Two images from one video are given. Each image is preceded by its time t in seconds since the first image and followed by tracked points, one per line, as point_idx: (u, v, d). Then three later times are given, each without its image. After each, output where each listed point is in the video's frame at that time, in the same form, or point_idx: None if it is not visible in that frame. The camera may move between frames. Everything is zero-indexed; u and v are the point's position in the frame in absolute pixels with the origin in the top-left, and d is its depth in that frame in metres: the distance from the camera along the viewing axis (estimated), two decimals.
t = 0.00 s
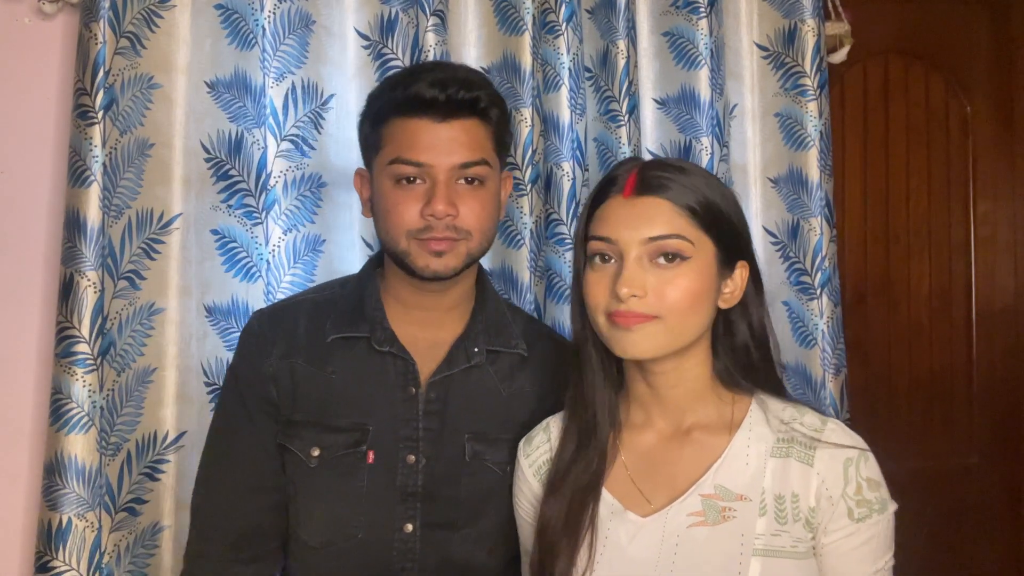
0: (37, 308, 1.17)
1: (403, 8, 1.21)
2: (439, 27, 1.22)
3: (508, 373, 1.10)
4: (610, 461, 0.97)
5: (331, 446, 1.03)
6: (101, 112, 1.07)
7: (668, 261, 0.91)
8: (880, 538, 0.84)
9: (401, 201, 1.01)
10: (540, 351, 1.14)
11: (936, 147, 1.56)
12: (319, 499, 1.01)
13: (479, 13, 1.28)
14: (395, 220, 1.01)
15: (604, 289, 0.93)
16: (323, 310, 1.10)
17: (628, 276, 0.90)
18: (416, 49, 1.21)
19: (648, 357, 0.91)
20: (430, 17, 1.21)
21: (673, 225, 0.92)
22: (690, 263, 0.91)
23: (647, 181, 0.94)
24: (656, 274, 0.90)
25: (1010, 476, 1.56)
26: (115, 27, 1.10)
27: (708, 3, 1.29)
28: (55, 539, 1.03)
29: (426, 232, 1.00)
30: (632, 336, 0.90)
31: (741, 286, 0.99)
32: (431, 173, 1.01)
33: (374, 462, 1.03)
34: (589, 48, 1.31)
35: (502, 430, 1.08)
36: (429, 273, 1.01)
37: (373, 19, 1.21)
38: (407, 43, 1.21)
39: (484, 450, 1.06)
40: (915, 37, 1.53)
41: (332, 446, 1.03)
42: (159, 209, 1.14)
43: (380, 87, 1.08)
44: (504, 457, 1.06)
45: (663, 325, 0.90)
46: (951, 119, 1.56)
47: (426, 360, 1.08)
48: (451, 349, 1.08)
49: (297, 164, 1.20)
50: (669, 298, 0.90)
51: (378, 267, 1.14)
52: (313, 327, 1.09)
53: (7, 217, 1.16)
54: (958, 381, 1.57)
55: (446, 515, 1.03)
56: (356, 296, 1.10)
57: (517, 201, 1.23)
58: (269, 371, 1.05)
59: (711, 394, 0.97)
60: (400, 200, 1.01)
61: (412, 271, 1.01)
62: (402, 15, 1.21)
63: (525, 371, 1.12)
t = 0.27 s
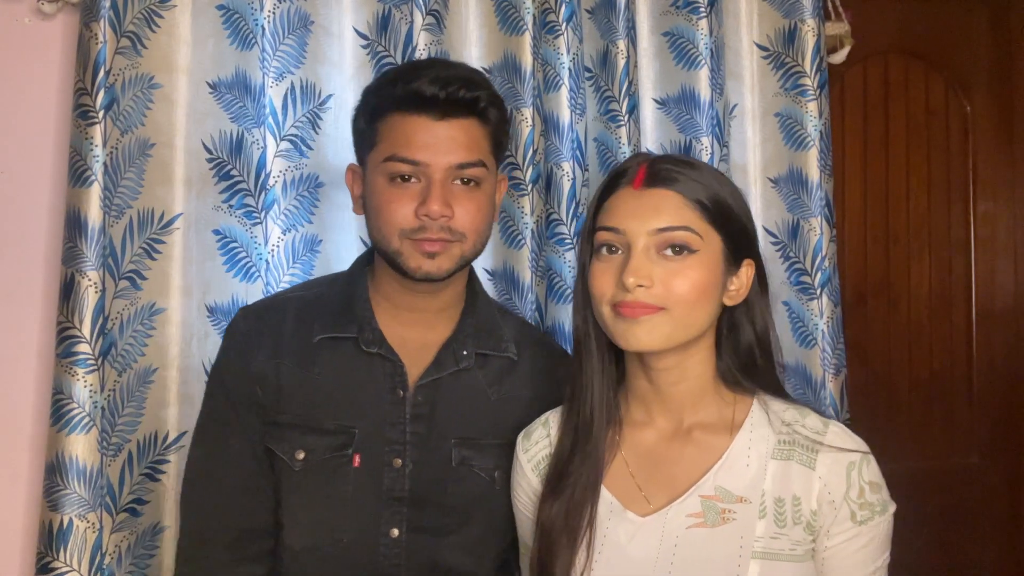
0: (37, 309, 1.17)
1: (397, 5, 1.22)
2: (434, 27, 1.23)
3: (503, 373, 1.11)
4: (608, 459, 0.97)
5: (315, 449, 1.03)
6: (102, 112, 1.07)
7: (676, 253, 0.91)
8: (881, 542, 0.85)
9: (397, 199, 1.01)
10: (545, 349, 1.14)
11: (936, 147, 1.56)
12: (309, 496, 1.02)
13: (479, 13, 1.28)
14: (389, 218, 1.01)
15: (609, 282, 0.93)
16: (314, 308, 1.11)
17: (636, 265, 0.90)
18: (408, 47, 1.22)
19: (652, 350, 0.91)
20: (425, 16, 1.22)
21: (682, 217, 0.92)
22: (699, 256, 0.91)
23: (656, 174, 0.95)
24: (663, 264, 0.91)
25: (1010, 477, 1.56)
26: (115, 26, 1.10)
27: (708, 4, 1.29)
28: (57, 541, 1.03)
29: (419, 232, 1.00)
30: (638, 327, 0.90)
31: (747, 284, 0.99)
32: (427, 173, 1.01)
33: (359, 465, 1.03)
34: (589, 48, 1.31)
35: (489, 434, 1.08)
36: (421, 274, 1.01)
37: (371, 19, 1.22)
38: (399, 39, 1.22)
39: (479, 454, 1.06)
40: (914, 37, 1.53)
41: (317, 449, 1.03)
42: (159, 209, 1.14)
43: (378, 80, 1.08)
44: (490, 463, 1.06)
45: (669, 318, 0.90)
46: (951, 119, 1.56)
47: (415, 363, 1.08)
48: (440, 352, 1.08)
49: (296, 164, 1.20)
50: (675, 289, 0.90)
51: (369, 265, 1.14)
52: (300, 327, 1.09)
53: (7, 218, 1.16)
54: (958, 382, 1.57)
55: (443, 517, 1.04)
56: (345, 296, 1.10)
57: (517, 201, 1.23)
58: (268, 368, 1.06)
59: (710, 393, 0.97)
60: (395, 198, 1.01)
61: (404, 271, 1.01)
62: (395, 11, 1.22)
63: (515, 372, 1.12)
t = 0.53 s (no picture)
0: (37, 309, 1.17)
1: (396, 4, 1.22)
2: (433, 26, 1.23)
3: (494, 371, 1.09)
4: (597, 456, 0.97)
5: (291, 450, 0.99)
6: (101, 112, 1.07)
7: (670, 248, 0.93)
8: (868, 537, 0.84)
9: (363, 185, 0.99)
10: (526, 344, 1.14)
11: (936, 147, 1.56)
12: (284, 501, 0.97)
13: (479, 13, 1.28)
14: (356, 206, 0.99)
15: (606, 279, 0.93)
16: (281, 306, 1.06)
17: (633, 260, 0.91)
18: (407, 46, 1.22)
19: (649, 352, 0.91)
20: (424, 16, 1.22)
21: (676, 213, 0.94)
22: (692, 251, 0.93)
23: (649, 171, 0.97)
24: (659, 258, 0.92)
25: (1010, 477, 1.56)
26: (115, 26, 1.09)
27: (708, 4, 1.29)
28: (56, 540, 1.04)
29: (388, 218, 0.98)
30: (636, 333, 0.90)
31: (734, 284, 1.01)
32: (394, 158, 1.00)
33: (337, 465, 0.99)
34: (589, 48, 1.31)
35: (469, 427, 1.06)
36: (392, 264, 0.99)
37: (371, 18, 1.22)
38: (398, 38, 1.22)
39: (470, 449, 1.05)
40: (915, 37, 1.53)
41: (292, 451, 0.99)
42: (159, 209, 1.14)
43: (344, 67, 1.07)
44: (472, 456, 1.04)
45: (664, 317, 0.91)
46: (951, 119, 1.56)
47: (391, 357, 1.06)
48: (416, 345, 1.06)
49: (296, 164, 1.20)
50: (670, 286, 0.91)
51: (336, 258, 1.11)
52: (269, 323, 1.05)
53: (5, 218, 1.16)
54: (958, 381, 1.57)
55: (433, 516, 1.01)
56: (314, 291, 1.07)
57: (517, 201, 1.23)
58: (233, 371, 1.00)
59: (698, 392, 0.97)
60: (361, 185, 0.99)
61: (373, 262, 1.00)
62: (394, 11, 1.22)
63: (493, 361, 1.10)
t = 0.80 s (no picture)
0: (37, 309, 1.17)
1: (397, 5, 1.21)
2: (433, 27, 1.23)
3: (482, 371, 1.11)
4: (589, 453, 0.97)
5: (264, 471, 0.96)
6: (102, 112, 1.08)
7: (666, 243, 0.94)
8: (859, 533, 0.84)
9: (332, 199, 0.95)
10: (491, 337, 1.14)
11: (936, 147, 1.56)
12: (262, 509, 0.95)
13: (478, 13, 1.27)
14: (326, 220, 0.95)
15: (603, 272, 0.93)
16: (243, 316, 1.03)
17: (629, 252, 0.92)
18: (407, 46, 1.21)
19: (642, 344, 0.90)
20: (425, 16, 1.22)
21: (671, 207, 0.96)
22: (688, 244, 0.94)
23: (642, 168, 0.99)
24: (656, 251, 0.93)
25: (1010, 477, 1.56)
26: (115, 26, 1.10)
27: (708, 3, 1.29)
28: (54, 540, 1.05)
29: (359, 234, 0.95)
30: (634, 320, 0.90)
31: (725, 283, 1.02)
32: (364, 170, 0.96)
33: (314, 480, 0.97)
34: (589, 48, 1.31)
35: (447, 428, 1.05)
36: (361, 281, 0.96)
37: (371, 18, 1.21)
38: (399, 39, 1.21)
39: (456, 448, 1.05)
40: (915, 37, 1.53)
41: (265, 472, 0.96)
42: (159, 209, 1.13)
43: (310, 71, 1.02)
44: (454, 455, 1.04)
45: (661, 309, 0.91)
46: (952, 118, 1.56)
47: (363, 366, 1.03)
48: (389, 351, 1.04)
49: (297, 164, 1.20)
50: (666, 279, 0.91)
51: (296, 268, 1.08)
52: (233, 338, 1.01)
53: (5, 217, 1.16)
54: (958, 381, 1.57)
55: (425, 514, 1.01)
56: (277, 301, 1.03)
57: (517, 201, 1.24)
58: (211, 380, 0.98)
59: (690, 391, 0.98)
60: (330, 198, 0.95)
61: (342, 277, 0.96)
62: (395, 11, 1.21)
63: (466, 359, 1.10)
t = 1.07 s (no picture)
0: (38, 309, 1.17)
1: (397, 5, 1.21)
2: (434, 27, 1.23)
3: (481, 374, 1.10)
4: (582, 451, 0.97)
5: (247, 473, 0.96)
6: (102, 112, 1.08)
7: (659, 241, 0.94)
8: (855, 531, 0.83)
9: (309, 201, 0.94)
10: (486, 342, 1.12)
11: (937, 147, 1.56)
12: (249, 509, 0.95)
13: (479, 14, 1.28)
14: (304, 223, 0.94)
15: (597, 270, 0.93)
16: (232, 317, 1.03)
17: (624, 250, 0.92)
18: (408, 47, 1.21)
19: (636, 342, 0.91)
20: (425, 16, 1.22)
21: (666, 206, 0.96)
22: (681, 244, 0.94)
23: (637, 168, 1.00)
24: (650, 250, 0.93)
25: (1011, 477, 1.56)
26: (116, 27, 1.10)
27: (708, 4, 1.29)
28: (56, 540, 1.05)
29: (338, 236, 0.94)
30: (628, 318, 0.90)
31: (720, 283, 1.02)
32: (342, 172, 0.95)
33: (298, 484, 0.96)
34: (589, 48, 1.31)
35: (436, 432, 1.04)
36: (341, 285, 0.95)
37: (371, 18, 1.21)
38: (399, 40, 1.20)
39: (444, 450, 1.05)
40: (915, 37, 1.53)
41: (249, 475, 0.96)
42: (160, 209, 1.13)
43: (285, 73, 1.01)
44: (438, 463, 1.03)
45: (655, 306, 0.90)
46: (952, 119, 1.56)
47: (348, 369, 1.02)
48: (375, 353, 1.03)
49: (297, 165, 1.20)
50: (660, 277, 0.91)
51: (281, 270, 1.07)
52: (217, 339, 1.00)
53: (5, 217, 1.17)
54: (958, 382, 1.57)
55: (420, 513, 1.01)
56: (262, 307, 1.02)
57: (517, 201, 1.24)
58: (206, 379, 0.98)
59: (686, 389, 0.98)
60: (307, 200, 0.94)
61: (321, 280, 0.95)
62: (395, 11, 1.21)
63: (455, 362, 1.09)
